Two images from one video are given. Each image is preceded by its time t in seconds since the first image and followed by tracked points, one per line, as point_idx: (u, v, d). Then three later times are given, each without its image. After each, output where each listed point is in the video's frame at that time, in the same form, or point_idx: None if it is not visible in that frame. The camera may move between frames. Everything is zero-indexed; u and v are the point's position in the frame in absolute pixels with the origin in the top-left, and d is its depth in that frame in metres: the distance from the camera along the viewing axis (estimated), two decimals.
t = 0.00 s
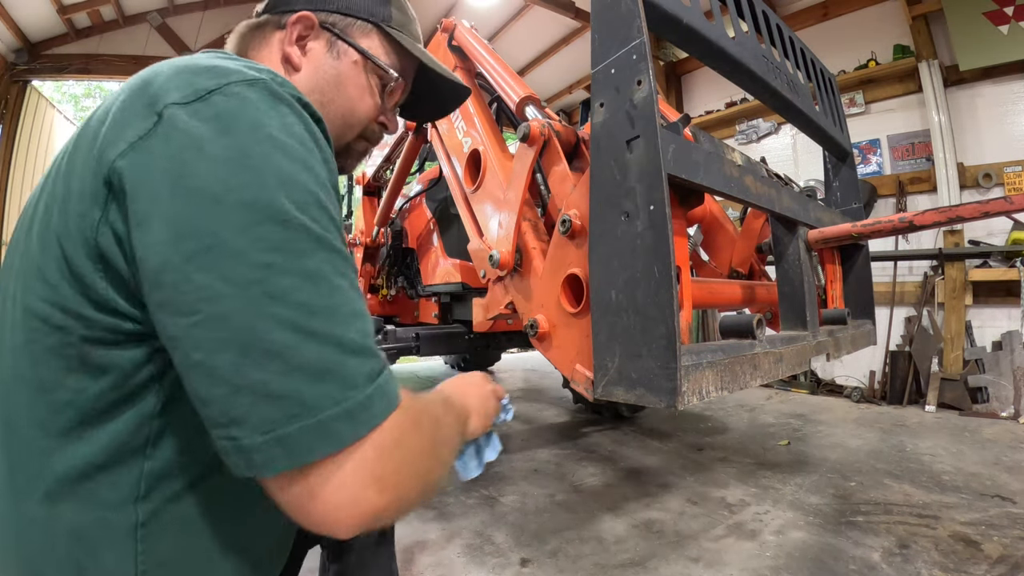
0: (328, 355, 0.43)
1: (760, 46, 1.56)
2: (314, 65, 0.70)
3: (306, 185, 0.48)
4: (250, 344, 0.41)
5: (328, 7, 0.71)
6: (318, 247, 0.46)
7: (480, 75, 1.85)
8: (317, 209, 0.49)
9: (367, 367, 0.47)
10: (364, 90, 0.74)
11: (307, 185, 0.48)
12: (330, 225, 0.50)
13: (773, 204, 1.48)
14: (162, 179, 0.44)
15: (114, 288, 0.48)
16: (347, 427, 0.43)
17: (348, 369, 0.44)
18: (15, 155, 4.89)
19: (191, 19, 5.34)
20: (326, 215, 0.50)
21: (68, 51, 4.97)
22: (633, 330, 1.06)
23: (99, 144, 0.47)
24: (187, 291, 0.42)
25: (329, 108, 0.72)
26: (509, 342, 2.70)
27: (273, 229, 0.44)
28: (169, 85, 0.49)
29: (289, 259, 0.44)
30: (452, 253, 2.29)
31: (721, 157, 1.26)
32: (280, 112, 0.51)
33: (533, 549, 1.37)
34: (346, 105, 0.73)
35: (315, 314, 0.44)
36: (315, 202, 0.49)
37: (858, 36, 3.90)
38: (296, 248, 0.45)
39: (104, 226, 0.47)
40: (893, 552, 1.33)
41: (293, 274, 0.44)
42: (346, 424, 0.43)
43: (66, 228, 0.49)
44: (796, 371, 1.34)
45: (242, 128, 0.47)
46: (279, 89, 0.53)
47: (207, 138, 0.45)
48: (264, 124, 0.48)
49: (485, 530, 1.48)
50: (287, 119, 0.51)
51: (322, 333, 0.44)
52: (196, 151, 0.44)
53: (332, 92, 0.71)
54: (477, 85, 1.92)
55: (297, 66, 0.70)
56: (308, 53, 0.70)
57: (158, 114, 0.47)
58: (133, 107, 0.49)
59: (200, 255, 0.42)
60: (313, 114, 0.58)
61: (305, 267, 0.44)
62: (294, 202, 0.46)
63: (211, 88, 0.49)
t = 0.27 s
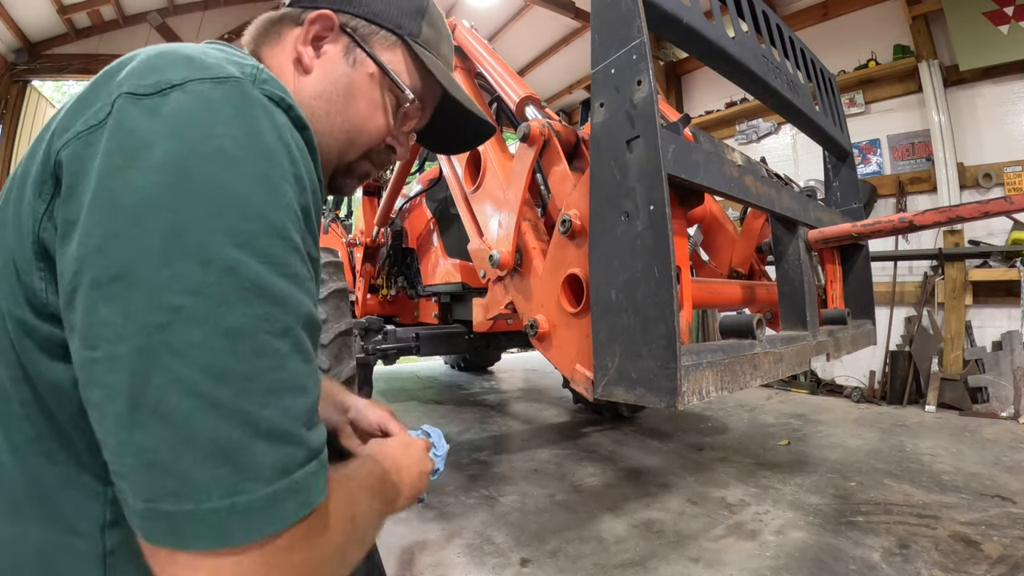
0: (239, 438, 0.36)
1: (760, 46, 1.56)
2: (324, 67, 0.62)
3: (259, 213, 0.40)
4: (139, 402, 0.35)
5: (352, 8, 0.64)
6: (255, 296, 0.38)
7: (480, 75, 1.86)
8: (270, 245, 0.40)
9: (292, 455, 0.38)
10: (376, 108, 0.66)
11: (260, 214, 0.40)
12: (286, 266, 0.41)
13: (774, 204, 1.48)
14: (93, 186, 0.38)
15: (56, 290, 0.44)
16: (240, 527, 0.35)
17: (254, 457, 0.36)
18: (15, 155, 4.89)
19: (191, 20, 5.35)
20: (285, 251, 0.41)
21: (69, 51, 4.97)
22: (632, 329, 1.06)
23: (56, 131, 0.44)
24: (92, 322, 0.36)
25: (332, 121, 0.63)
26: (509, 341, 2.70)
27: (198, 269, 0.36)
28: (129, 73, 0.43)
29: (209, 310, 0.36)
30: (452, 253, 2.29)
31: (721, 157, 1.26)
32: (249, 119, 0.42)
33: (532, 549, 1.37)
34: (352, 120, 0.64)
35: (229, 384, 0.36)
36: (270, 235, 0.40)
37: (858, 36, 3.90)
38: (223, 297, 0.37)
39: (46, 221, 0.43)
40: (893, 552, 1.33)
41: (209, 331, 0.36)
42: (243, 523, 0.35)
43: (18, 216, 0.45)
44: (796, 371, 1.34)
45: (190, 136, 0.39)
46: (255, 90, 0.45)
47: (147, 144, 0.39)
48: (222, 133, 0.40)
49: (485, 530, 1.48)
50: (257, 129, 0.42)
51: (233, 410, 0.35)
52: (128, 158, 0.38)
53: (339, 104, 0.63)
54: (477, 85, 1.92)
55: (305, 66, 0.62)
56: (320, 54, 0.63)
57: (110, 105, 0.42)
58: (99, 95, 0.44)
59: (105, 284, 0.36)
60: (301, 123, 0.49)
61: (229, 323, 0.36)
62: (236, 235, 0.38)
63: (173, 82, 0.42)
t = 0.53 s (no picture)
0: (311, 441, 0.39)
1: (760, 46, 1.56)
2: (345, 101, 0.68)
3: (302, 235, 0.43)
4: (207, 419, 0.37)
5: (376, 50, 0.71)
6: (307, 310, 0.41)
7: (480, 75, 1.86)
8: (310, 262, 0.43)
9: (367, 452, 0.41)
10: (388, 145, 0.72)
11: (301, 236, 0.43)
12: (325, 280, 0.44)
13: (773, 204, 1.48)
14: (132, 215, 0.39)
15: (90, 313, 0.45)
16: (319, 522, 0.38)
17: (331, 459, 0.39)
18: (15, 155, 4.86)
19: (191, 20, 5.38)
20: (325, 268, 0.44)
21: (69, 51, 4.97)
22: (633, 330, 1.06)
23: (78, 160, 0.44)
24: (140, 345, 0.38)
25: (348, 153, 0.69)
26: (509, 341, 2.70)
27: (249, 290, 0.39)
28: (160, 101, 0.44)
29: (263, 327, 0.39)
30: (452, 253, 2.29)
31: (721, 157, 1.26)
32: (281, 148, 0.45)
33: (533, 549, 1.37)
34: (365, 154, 0.70)
35: (292, 393, 0.39)
36: (311, 254, 0.43)
37: (858, 36, 3.90)
38: (274, 313, 0.39)
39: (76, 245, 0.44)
40: (893, 552, 1.33)
41: (271, 346, 0.39)
42: (325, 515, 0.38)
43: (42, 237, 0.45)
44: (796, 371, 1.34)
45: (230, 165, 0.42)
46: (282, 118, 0.47)
47: (185, 172, 0.40)
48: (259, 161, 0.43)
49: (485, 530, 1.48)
50: (289, 157, 0.45)
51: (302, 416, 0.39)
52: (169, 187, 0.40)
53: (356, 139, 0.69)
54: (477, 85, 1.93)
55: (328, 98, 0.67)
56: (343, 90, 0.68)
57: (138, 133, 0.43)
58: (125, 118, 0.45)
59: (163, 308, 0.38)
60: (326, 147, 0.52)
61: (285, 337, 0.39)
62: (279, 255, 0.41)
63: (203, 111, 0.44)
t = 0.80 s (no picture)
0: (287, 444, 0.35)
1: (760, 46, 1.56)
2: (367, 128, 0.67)
3: (307, 231, 0.40)
4: (183, 407, 0.35)
5: (396, 79, 0.71)
6: (303, 307, 0.38)
7: (480, 75, 1.86)
8: (318, 261, 0.40)
9: (341, 469, 0.37)
10: (407, 171, 0.72)
11: (310, 232, 0.40)
12: (333, 282, 0.41)
13: (773, 204, 1.48)
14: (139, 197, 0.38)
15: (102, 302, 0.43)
16: (281, 536, 0.34)
17: (300, 470, 0.36)
18: (14, 156, 4.79)
19: (190, 20, 5.44)
20: (332, 270, 0.41)
21: (68, 51, 4.96)
22: (633, 330, 1.06)
23: (102, 146, 0.43)
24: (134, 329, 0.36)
25: (369, 180, 0.68)
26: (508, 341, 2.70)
27: (250, 280, 0.36)
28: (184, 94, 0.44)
29: (261, 320, 0.36)
30: (452, 253, 2.29)
31: (720, 157, 1.26)
32: (300, 143, 0.43)
33: (533, 549, 1.37)
34: (384, 180, 0.69)
35: (282, 395, 0.36)
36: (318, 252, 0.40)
37: (858, 36, 3.90)
38: (273, 310, 0.37)
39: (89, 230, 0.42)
40: (893, 552, 1.33)
41: (257, 338, 0.36)
42: (284, 533, 0.34)
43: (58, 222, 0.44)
44: (796, 371, 1.34)
45: (244, 154, 0.40)
46: (304, 118, 0.46)
47: (197, 160, 0.39)
48: (272, 152, 0.41)
49: (485, 530, 1.48)
50: (306, 152, 0.43)
51: (276, 416, 0.35)
52: (183, 173, 0.38)
53: (375, 166, 0.68)
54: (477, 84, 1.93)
55: (350, 124, 0.66)
56: (365, 116, 0.67)
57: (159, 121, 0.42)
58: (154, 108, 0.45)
59: (160, 293, 0.36)
60: (342, 151, 0.50)
61: (281, 333, 0.36)
62: (284, 250, 0.38)
63: (221, 103, 0.42)
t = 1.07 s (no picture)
0: (58, 433, 0.33)
1: (760, 46, 1.56)
2: (411, 169, 0.61)
3: (211, 230, 0.39)
4: None
5: (443, 118, 0.63)
6: (159, 303, 0.36)
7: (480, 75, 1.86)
8: (208, 265, 0.38)
9: (103, 488, 0.34)
10: (449, 216, 0.65)
11: (222, 235, 0.39)
12: (219, 295, 0.38)
13: (774, 204, 1.48)
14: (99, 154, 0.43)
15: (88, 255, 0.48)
16: None
17: (64, 460, 0.33)
18: (14, 155, 4.78)
19: (191, 20, 5.44)
20: (236, 286, 0.39)
21: (68, 51, 4.96)
22: (633, 330, 1.06)
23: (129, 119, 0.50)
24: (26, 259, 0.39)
25: (410, 224, 0.62)
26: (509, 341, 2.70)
27: (131, 248, 0.37)
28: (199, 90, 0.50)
29: (115, 294, 0.35)
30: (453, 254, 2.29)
31: (721, 157, 1.26)
32: (270, 150, 0.45)
33: (533, 549, 1.37)
34: (426, 225, 0.63)
35: (102, 382, 0.34)
36: (223, 261, 0.39)
37: (858, 36, 3.90)
38: (137, 291, 0.36)
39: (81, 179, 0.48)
40: (893, 552, 1.33)
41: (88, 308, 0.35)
42: None
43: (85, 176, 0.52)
44: (796, 371, 1.34)
45: (197, 140, 0.42)
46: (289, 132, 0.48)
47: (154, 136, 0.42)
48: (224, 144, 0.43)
49: (486, 530, 1.49)
50: (274, 161, 0.44)
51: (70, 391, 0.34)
52: (140, 137, 0.43)
53: (417, 210, 0.62)
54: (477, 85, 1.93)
55: (394, 164, 0.61)
56: (409, 156, 0.62)
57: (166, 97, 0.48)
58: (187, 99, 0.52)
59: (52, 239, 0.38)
60: (328, 174, 0.49)
61: (124, 310, 0.35)
62: (183, 238, 0.38)
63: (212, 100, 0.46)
